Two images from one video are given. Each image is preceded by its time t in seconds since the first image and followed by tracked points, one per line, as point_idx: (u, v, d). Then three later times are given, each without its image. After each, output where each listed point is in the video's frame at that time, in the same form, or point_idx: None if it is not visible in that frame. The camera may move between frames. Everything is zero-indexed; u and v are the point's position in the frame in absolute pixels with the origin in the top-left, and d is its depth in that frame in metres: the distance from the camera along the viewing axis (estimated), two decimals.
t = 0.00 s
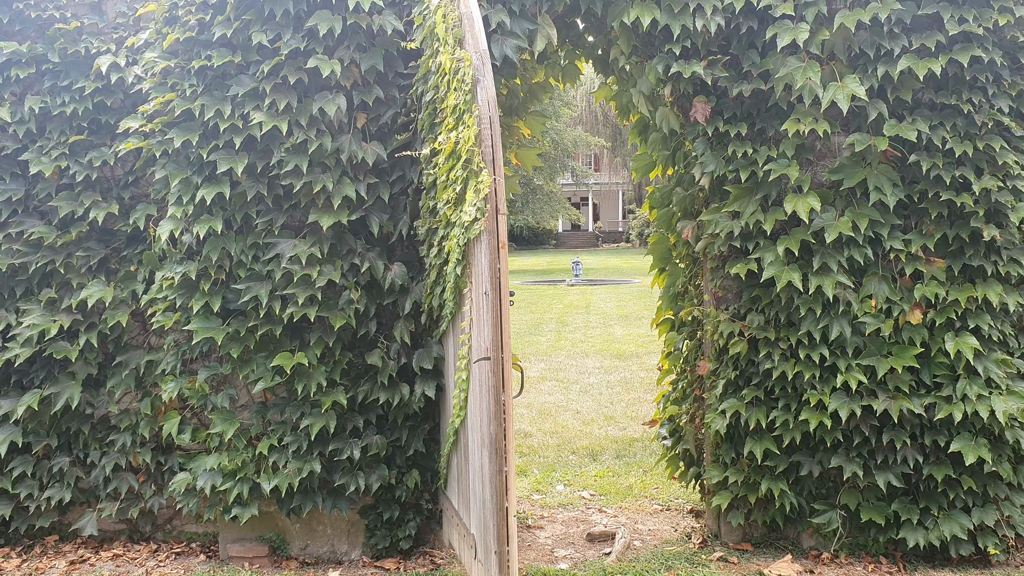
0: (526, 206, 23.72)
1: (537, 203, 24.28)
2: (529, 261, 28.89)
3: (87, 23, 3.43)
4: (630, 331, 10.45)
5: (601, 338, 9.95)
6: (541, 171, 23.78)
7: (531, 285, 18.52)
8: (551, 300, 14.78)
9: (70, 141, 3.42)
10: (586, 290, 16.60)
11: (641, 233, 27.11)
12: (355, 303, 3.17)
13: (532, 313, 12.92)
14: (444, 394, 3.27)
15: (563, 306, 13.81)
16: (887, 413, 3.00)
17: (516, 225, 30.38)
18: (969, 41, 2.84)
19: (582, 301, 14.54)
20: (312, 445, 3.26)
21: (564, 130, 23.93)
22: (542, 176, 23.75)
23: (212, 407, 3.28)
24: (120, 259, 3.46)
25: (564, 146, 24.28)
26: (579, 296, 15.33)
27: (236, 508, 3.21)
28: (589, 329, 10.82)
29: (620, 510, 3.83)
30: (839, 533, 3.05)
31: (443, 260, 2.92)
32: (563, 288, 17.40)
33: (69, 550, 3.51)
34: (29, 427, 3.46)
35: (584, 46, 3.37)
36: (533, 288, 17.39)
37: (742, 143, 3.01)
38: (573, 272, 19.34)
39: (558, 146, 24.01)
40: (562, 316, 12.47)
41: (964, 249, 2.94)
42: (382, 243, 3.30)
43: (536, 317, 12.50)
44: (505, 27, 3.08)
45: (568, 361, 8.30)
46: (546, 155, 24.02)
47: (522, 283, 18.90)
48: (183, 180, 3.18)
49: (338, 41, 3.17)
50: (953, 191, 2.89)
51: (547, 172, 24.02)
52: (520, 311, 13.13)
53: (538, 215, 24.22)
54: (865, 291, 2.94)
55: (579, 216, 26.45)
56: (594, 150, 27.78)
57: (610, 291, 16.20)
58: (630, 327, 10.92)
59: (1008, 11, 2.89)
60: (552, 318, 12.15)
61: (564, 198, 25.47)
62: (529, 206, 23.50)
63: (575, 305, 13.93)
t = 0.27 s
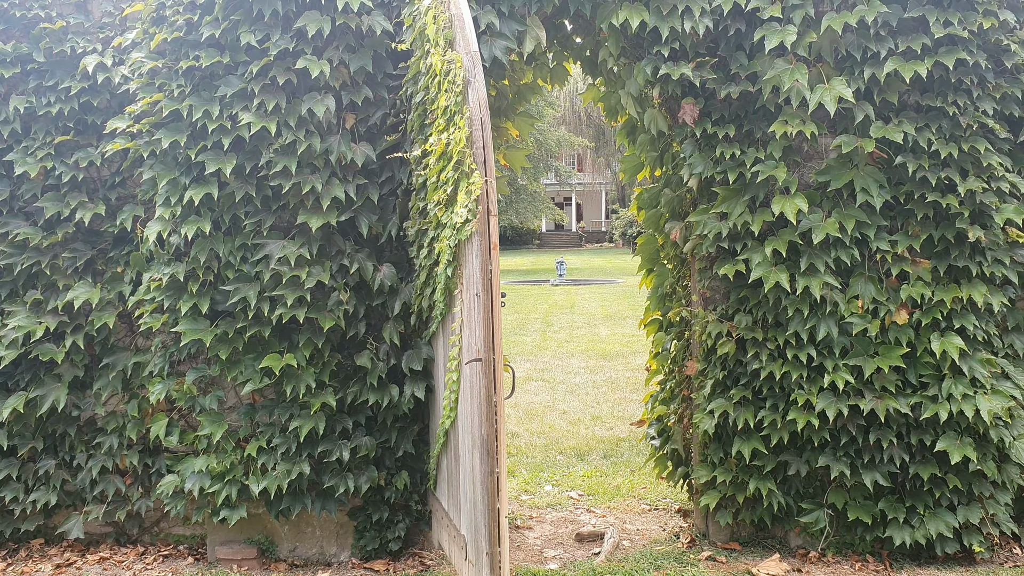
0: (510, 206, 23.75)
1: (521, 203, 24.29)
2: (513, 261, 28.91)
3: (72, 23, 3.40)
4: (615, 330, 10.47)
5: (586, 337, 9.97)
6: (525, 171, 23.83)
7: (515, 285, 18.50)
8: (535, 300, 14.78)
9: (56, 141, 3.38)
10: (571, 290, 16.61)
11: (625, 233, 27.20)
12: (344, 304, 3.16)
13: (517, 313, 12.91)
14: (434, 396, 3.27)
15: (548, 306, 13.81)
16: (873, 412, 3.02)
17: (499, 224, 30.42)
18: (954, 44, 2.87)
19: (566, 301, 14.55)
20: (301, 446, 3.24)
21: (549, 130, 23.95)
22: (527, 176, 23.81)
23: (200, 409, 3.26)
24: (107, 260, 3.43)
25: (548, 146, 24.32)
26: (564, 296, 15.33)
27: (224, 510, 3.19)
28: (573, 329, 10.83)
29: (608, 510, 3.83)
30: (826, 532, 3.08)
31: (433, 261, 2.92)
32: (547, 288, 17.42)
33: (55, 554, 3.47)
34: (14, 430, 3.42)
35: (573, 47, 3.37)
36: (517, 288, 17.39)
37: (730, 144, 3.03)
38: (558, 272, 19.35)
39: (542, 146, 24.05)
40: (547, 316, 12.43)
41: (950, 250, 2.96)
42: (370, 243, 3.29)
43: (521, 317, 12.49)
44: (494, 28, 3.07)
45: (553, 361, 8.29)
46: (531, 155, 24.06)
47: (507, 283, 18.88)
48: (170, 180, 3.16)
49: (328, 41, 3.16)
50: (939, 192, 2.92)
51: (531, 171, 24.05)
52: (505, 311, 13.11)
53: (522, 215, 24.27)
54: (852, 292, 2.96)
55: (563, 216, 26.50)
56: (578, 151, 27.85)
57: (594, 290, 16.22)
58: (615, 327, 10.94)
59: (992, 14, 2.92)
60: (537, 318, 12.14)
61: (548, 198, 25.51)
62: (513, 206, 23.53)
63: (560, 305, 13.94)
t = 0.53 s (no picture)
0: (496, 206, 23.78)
1: (508, 203, 24.32)
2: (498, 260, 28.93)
3: (59, 22, 3.38)
4: (601, 331, 10.49)
5: (573, 337, 9.99)
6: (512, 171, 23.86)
7: (500, 285, 18.51)
8: (522, 300, 14.78)
9: (42, 141, 3.36)
10: (557, 290, 16.64)
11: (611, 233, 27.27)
12: (333, 305, 3.15)
13: (504, 314, 12.91)
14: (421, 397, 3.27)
15: (535, 306, 13.82)
16: (859, 411, 3.05)
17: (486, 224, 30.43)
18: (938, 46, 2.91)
19: (553, 300, 14.57)
20: (289, 447, 3.23)
21: (535, 130, 23.97)
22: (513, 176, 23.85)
23: (188, 410, 3.24)
24: (93, 261, 3.41)
25: (534, 146, 24.37)
26: (550, 296, 15.34)
27: (212, 511, 3.18)
28: (559, 329, 10.84)
29: (597, 509, 3.84)
30: (812, 530, 3.10)
31: (422, 261, 2.92)
32: (534, 288, 17.44)
33: (41, 557, 3.44)
34: None
35: (560, 48, 3.38)
36: (503, 288, 17.39)
37: (718, 146, 3.05)
38: (543, 272, 19.35)
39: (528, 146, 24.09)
40: (533, 316, 12.44)
41: (934, 250, 2.99)
42: (359, 244, 3.29)
43: (507, 317, 12.49)
44: (483, 29, 3.08)
45: (539, 361, 8.30)
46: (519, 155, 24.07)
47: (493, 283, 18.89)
48: (158, 181, 3.14)
49: (316, 42, 3.16)
50: (923, 193, 2.95)
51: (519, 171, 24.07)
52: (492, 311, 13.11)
53: (508, 215, 24.32)
54: (838, 292, 2.99)
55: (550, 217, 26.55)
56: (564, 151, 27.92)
57: (581, 290, 16.25)
58: (601, 327, 10.97)
59: (975, 17, 2.96)
60: (523, 318, 12.16)
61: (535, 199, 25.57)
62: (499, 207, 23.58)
63: (546, 305, 13.96)
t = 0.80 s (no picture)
0: (484, 206, 23.79)
1: (497, 202, 24.32)
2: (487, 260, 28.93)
3: (45, 21, 3.36)
4: (589, 330, 10.51)
5: (560, 337, 10.00)
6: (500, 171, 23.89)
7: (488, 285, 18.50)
8: (509, 300, 14.78)
9: (27, 141, 3.34)
10: (546, 290, 16.65)
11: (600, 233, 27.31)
12: (320, 305, 3.15)
13: (492, 314, 12.89)
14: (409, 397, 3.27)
15: (523, 306, 13.82)
16: (844, 410, 3.07)
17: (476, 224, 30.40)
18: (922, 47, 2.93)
19: (541, 300, 14.58)
20: (277, 448, 3.23)
21: (524, 130, 23.96)
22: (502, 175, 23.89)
23: (175, 410, 3.23)
24: (78, 260, 3.39)
25: (522, 146, 24.37)
26: (538, 296, 15.35)
27: (199, 512, 3.17)
28: (547, 329, 10.85)
29: (585, 508, 3.85)
30: (799, 529, 3.12)
31: (410, 261, 2.92)
32: (522, 288, 17.44)
33: (26, 558, 3.42)
34: None
35: (548, 48, 3.39)
36: (492, 288, 17.37)
37: (704, 146, 3.07)
38: (532, 272, 19.34)
39: (515, 146, 24.10)
40: (521, 316, 12.44)
41: (918, 250, 3.02)
42: (346, 244, 3.28)
43: (496, 317, 12.49)
44: (471, 29, 3.08)
45: (527, 361, 8.30)
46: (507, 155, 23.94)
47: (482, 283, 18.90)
48: (145, 181, 3.12)
49: (303, 42, 3.15)
50: (908, 194, 2.97)
51: (504, 172, 24.10)
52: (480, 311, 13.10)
53: (495, 215, 24.35)
54: (823, 291, 3.00)
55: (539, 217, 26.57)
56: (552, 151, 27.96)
57: (570, 290, 16.27)
58: (588, 327, 10.98)
59: (959, 19, 2.98)
60: (511, 318, 12.16)
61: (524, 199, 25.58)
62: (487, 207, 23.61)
63: (535, 305, 13.97)
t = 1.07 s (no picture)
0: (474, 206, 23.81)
1: (488, 202, 24.32)
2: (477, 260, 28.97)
3: (29, 21, 3.34)
4: (578, 330, 10.52)
5: (550, 337, 10.02)
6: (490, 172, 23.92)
7: (478, 285, 18.51)
8: (499, 300, 14.80)
9: (11, 141, 3.32)
10: (536, 290, 16.66)
11: (591, 233, 27.35)
12: (307, 306, 3.14)
13: (482, 314, 12.89)
14: (395, 399, 3.26)
15: (513, 306, 13.83)
16: (830, 410, 3.08)
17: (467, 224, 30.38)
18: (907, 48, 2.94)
19: (531, 300, 14.59)
20: (263, 449, 3.22)
21: (513, 131, 23.98)
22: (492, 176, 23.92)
23: (160, 412, 3.22)
24: (63, 261, 3.37)
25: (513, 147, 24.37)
26: (528, 296, 15.36)
27: (185, 514, 3.16)
28: (536, 329, 10.86)
29: (572, 509, 3.86)
30: (784, 528, 3.13)
31: (396, 262, 2.91)
32: (512, 287, 17.48)
33: (10, 561, 3.40)
34: None
35: (535, 49, 3.39)
36: (482, 288, 17.39)
37: (690, 147, 3.07)
38: (522, 272, 19.34)
39: (505, 146, 24.12)
40: (511, 316, 12.44)
41: (903, 251, 3.03)
42: (333, 244, 3.28)
43: (485, 317, 12.49)
44: (457, 30, 3.08)
45: (516, 361, 8.31)
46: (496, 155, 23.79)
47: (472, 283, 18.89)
48: (130, 181, 3.11)
49: (289, 42, 3.14)
50: (892, 195, 2.99)
51: (495, 171, 24.10)
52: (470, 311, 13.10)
53: (485, 215, 24.35)
54: (809, 292, 3.02)
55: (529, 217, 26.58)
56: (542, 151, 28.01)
57: (560, 290, 16.29)
58: (578, 327, 10.99)
59: (943, 21, 3.00)
60: (501, 318, 12.16)
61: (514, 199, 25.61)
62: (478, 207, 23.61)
63: (525, 304, 13.98)
